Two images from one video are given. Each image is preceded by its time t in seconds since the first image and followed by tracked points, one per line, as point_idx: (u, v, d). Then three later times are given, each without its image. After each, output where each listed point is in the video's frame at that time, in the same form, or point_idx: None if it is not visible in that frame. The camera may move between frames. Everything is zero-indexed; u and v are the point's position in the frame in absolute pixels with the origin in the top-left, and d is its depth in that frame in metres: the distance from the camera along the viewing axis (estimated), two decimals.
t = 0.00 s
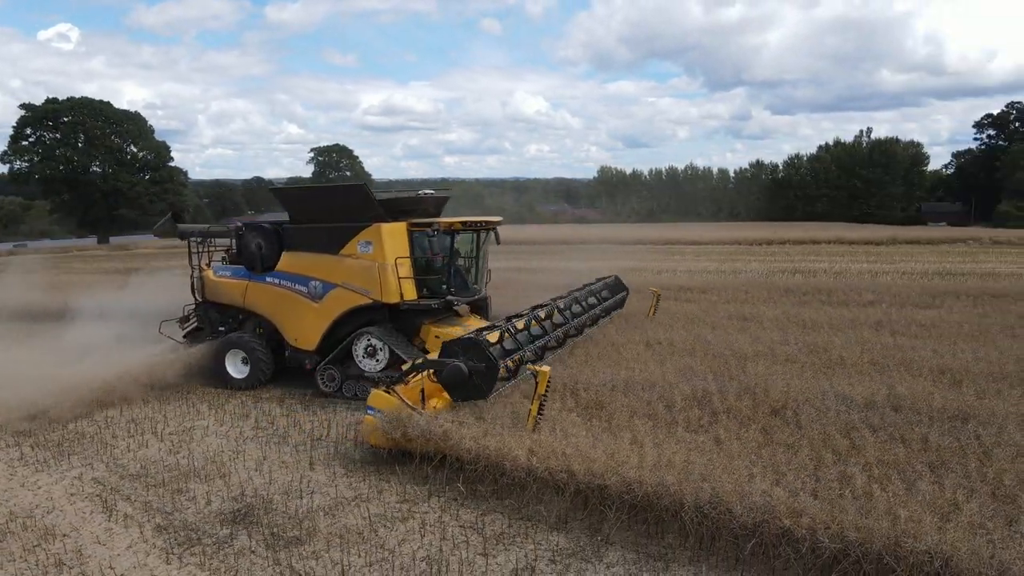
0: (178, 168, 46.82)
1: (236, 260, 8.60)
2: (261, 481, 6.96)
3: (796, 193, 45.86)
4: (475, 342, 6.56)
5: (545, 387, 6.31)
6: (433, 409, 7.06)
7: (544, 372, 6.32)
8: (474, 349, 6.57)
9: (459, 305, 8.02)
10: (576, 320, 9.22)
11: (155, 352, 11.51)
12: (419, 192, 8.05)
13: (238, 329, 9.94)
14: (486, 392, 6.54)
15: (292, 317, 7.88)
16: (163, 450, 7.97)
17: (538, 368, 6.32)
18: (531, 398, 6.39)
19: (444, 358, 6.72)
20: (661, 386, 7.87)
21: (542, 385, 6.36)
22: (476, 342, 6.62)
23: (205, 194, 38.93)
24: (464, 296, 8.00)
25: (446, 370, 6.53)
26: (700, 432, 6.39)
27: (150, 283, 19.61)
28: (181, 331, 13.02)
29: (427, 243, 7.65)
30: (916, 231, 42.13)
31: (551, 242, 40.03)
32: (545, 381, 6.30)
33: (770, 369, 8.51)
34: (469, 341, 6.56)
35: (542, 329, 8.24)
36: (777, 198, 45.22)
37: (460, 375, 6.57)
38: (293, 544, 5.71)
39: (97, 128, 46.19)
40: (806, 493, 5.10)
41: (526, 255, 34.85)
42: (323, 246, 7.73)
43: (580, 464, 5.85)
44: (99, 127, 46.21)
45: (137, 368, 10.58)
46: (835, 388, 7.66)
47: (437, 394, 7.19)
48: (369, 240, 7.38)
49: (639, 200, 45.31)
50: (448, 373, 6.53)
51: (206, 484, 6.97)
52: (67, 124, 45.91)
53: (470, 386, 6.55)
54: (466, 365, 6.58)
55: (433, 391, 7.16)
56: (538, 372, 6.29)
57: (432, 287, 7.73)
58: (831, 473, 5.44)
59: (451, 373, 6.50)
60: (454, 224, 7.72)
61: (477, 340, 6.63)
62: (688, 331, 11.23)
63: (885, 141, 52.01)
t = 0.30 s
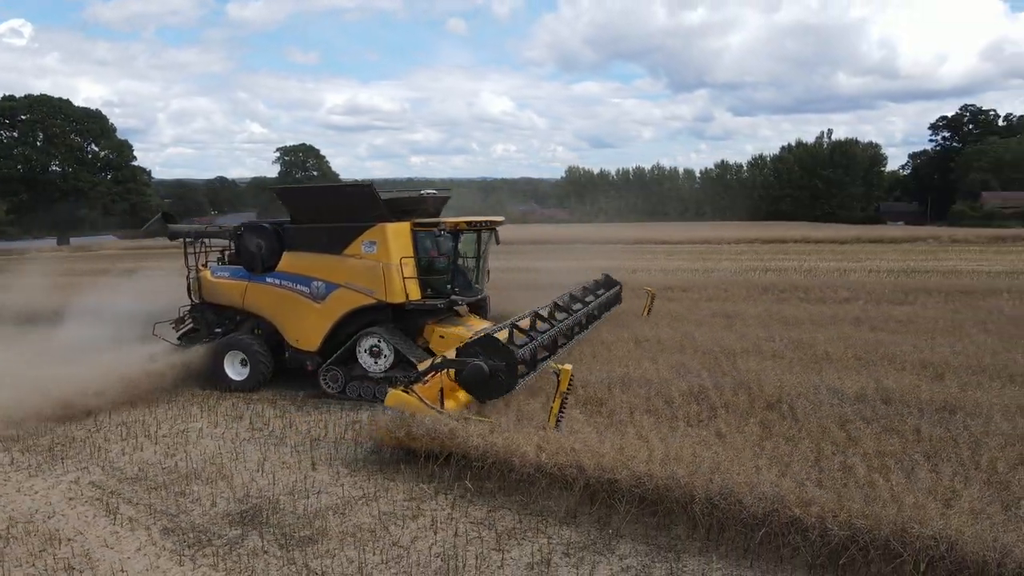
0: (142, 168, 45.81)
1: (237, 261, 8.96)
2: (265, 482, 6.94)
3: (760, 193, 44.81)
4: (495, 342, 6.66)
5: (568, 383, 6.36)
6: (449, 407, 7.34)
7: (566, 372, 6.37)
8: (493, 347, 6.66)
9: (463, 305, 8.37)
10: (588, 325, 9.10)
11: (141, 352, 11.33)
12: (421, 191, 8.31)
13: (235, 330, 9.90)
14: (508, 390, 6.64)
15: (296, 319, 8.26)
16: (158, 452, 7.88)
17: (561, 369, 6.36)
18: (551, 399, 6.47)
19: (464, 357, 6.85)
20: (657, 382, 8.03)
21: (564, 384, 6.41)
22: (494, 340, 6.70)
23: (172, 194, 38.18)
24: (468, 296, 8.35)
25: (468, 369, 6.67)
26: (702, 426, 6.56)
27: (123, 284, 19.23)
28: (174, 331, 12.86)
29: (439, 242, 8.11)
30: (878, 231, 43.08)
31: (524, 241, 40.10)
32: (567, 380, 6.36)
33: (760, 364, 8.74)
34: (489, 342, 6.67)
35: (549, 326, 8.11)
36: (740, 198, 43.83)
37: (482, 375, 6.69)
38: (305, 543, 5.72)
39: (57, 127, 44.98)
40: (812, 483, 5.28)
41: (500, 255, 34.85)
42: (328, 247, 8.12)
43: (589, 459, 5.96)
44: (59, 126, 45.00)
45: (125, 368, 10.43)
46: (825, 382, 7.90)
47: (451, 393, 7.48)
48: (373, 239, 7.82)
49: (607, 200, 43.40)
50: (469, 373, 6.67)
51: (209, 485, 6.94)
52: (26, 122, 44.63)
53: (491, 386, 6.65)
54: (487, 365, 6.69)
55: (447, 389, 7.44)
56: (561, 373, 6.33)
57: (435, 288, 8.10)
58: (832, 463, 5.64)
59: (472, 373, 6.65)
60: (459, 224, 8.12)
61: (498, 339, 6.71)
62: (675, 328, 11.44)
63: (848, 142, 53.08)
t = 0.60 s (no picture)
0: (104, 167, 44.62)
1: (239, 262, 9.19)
2: (269, 483, 6.93)
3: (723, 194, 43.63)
4: (515, 340, 6.84)
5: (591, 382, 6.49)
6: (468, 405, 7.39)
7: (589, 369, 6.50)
8: (515, 347, 6.83)
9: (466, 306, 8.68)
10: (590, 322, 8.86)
11: (126, 352, 11.15)
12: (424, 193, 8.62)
13: (232, 332, 9.81)
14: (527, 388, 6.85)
15: (300, 320, 8.56)
16: (155, 455, 7.80)
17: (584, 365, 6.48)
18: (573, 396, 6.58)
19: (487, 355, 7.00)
20: (653, 378, 8.21)
21: (587, 381, 6.54)
22: (516, 339, 6.87)
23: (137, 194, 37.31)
24: (472, 297, 8.68)
25: (490, 367, 6.82)
26: (703, 420, 6.73)
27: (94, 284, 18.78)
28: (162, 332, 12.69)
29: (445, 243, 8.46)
30: (843, 229, 43.94)
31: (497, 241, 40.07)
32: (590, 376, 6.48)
33: (750, 360, 8.97)
34: (510, 340, 6.85)
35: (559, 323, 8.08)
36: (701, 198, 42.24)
37: (503, 373, 6.84)
38: (318, 542, 5.74)
39: (14, 125, 43.58)
40: (817, 473, 5.49)
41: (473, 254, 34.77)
42: (333, 249, 8.41)
43: (598, 454, 6.09)
44: (16, 124, 43.60)
45: (111, 369, 10.28)
46: (815, 377, 8.14)
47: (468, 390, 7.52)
48: (378, 240, 8.15)
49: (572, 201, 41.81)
50: (491, 372, 6.81)
51: (213, 487, 6.91)
52: None
53: (512, 383, 6.83)
54: (509, 363, 6.84)
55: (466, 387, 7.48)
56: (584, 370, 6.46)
57: (439, 289, 8.41)
58: (834, 453, 5.86)
59: (495, 371, 6.79)
60: (466, 224, 8.39)
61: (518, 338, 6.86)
62: (661, 325, 11.65)
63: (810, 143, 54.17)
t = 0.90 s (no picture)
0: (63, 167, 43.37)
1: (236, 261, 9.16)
2: (274, 483, 6.92)
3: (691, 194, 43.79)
4: (536, 338, 6.92)
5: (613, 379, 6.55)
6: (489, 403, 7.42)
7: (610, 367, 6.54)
8: (537, 344, 6.90)
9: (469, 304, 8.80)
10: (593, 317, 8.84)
11: (112, 352, 10.97)
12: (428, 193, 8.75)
13: (233, 332, 9.67)
14: (549, 384, 6.94)
15: (303, 320, 8.57)
16: (153, 458, 7.72)
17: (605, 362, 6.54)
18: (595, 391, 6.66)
19: (506, 353, 7.06)
20: (650, 375, 8.36)
21: (610, 377, 6.55)
22: (538, 337, 6.94)
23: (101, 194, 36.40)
24: (475, 295, 8.82)
25: (513, 364, 6.87)
26: (704, 414, 6.89)
27: (68, 287, 18.36)
28: (148, 331, 12.51)
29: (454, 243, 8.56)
30: (809, 228, 44.74)
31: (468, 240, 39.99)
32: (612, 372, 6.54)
33: (740, 355, 9.18)
34: (531, 338, 6.92)
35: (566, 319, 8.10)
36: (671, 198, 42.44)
37: (525, 370, 6.89)
38: (331, 540, 5.75)
39: None
40: (821, 463, 5.68)
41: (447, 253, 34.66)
42: (337, 248, 8.45)
43: (607, 449, 6.19)
44: None
45: (99, 369, 10.11)
46: (805, 371, 8.37)
47: (489, 386, 7.52)
48: (384, 239, 8.23)
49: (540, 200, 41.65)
50: (514, 368, 6.86)
51: (217, 488, 6.88)
52: None
53: (534, 380, 6.89)
54: (530, 361, 6.90)
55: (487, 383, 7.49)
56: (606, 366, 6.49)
57: (444, 287, 8.51)
58: (834, 443, 6.06)
59: (517, 368, 6.84)
60: (473, 223, 8.51)
61: (538, 334, 6.95)
62: (648, 322, 11.83)
63: (773, 143, 55.19)
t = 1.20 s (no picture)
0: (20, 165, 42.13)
1: (239, 262, 9.27)
2: (280, 484, 6.91)
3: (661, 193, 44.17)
4: (559, 337, 7.14)
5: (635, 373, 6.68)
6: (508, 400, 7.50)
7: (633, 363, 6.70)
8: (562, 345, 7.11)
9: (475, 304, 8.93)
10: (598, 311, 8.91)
11: (99, 355, 10.80)
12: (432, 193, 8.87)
13: (233, 334, 9.61)
14: (570, 382, 7.16)
15: (310, 319, 8.66)
16: (151, 461, 7.63)
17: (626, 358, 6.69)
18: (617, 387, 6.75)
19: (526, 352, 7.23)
20: (648, 373, 8.51)
21: (632, 372, 6.71)
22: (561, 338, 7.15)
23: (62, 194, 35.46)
24: (483, 294, 8.94)
25: (535, 362, 7.04)
26: (707, 410, 7.05)
27: (44, 290, 18.00)
28: (132, 332, 12.33)
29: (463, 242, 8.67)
30: (776, 228, 45.51)
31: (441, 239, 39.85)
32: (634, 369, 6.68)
33: (732, 352, 9.38)
34: (555, 337, 7.11)
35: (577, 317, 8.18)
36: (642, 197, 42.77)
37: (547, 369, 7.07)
38: (346, 539, 5.78)
39: None
40: (825, 454, 5.88)
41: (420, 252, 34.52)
42: (344, 249, 8.57)
43: (616, 445, 6.32)
44: None
45: (88, 372, 9.96)
46: (796, 366, 8.60)
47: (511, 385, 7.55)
48: (391, 239, 8.38)
49: (512, 200, 41.71)
50: (537, 366, 7.04)
51: (223, 489, 6.85)
52: None
53: (554, 378, 7.08)
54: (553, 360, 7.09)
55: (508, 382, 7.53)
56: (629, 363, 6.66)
57: (451, 287, 8.66)
58: (835, 436, 6.27)
59: (540, 366, 7.02)
60: (480, 223, 8.62)
61: (562, 335, 7.14)
62: (636, 320, 12.00)
63: (736, 143, 56.03)
